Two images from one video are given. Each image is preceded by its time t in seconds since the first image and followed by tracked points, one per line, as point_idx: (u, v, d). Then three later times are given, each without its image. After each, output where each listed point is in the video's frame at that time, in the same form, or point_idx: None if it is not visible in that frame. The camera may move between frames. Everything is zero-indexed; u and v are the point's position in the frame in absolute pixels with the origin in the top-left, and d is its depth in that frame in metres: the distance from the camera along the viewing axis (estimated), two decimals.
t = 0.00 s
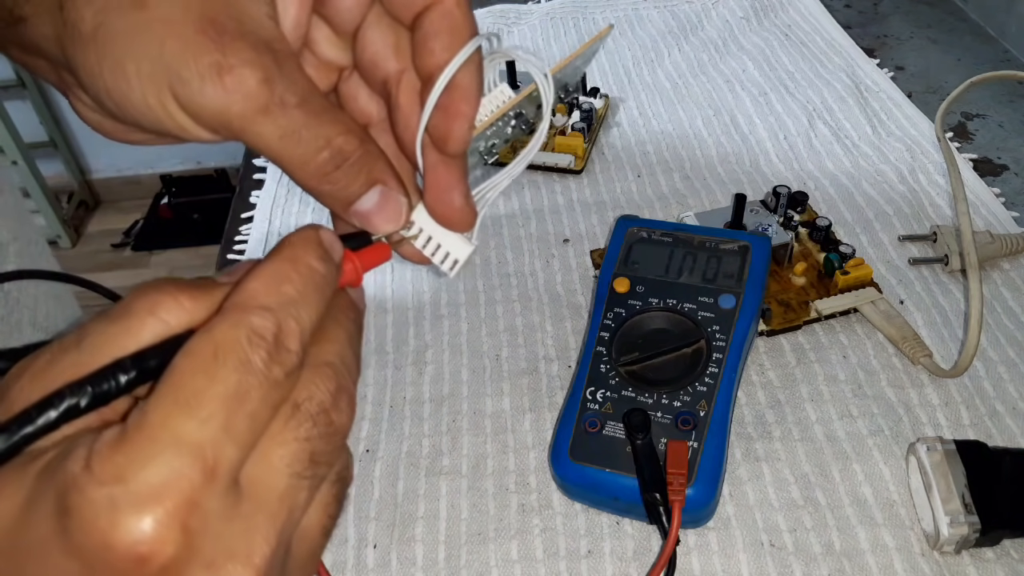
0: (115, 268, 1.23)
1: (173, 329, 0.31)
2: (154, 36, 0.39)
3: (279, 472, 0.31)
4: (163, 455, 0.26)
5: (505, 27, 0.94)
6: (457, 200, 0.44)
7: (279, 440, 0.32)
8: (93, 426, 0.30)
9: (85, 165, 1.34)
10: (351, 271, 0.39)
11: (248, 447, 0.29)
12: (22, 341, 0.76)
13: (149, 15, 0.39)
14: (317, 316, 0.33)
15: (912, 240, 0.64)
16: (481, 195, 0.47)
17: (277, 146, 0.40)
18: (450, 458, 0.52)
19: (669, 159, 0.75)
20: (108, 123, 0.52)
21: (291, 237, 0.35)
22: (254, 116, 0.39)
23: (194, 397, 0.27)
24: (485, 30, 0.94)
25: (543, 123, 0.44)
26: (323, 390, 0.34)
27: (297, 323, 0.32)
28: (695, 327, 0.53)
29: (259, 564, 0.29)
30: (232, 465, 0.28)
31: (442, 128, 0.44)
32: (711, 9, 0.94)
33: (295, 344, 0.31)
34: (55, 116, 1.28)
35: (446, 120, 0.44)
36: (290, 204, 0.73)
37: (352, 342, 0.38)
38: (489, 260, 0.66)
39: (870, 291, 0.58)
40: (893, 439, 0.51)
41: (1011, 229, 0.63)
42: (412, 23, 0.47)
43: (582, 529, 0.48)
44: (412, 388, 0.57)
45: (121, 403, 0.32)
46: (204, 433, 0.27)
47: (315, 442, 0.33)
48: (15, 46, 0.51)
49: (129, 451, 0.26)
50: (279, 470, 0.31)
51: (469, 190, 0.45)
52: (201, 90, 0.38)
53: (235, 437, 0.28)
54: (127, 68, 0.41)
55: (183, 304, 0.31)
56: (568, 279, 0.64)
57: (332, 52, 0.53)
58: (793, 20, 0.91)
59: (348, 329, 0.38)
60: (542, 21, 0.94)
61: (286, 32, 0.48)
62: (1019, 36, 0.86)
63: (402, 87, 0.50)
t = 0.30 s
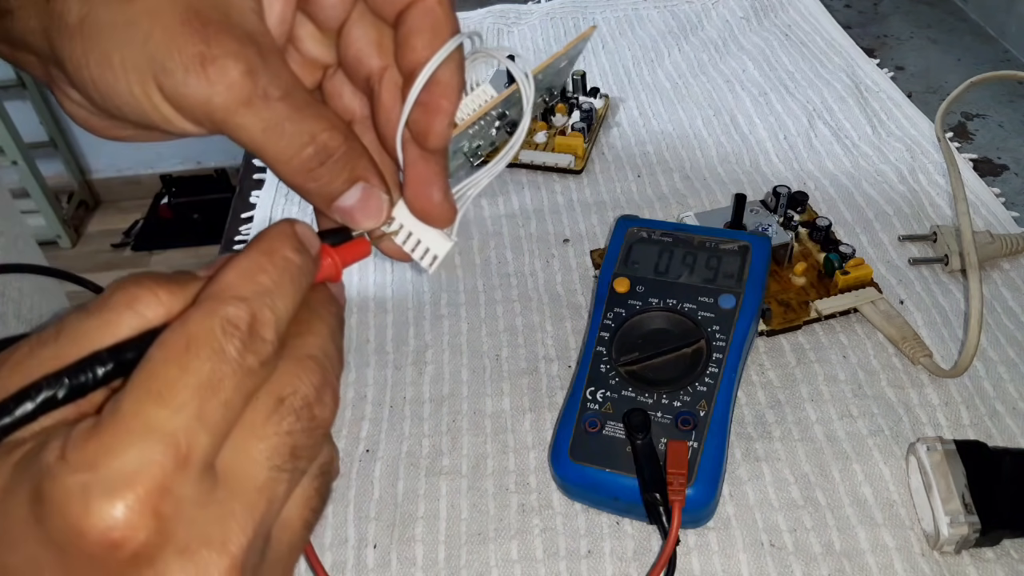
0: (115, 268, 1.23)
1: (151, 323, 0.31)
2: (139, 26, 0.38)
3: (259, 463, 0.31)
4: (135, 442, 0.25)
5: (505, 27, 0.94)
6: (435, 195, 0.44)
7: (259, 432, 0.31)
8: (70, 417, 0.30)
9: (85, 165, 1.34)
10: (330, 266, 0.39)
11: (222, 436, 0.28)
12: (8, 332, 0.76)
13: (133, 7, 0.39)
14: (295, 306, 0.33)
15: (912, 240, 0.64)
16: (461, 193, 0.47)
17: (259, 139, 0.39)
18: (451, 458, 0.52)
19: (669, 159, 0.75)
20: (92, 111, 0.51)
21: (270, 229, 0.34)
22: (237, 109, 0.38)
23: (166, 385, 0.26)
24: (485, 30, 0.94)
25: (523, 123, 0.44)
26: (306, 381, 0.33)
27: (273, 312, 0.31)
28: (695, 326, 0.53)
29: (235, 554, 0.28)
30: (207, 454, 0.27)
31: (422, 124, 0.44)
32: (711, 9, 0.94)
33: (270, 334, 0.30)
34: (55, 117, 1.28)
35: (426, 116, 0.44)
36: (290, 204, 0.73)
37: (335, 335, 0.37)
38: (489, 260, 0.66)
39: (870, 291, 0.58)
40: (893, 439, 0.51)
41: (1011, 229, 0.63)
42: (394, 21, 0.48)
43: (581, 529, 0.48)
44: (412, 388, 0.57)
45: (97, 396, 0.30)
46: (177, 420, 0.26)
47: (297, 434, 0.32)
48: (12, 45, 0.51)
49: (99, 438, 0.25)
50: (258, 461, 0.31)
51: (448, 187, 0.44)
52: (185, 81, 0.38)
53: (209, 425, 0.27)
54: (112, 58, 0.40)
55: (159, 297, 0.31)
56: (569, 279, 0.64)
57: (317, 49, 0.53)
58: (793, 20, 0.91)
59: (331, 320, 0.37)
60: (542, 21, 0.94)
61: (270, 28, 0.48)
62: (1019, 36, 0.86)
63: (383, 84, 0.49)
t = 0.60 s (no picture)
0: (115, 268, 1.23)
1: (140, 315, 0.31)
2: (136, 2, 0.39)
3: (241, 457, 0.30)
4: (112, 433, 0.25)
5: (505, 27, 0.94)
6: (433, 178, 0.44)
7: (245, 425, 0.30)
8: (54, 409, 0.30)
9: (85, 165, 1.34)
10: (324, 254, 0.38)
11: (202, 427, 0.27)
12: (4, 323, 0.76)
13: None
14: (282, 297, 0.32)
15: (912, 240, 0.64)
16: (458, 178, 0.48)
17: (258, 117, 0.39)
18: (450, 458, 0.52)
19: (669, 159, 0.75)
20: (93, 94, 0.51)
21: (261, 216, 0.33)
22: (235, 84, 0.38)
23: (147, 373, 0.26)
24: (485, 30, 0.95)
25: (520, 109, 0.46)
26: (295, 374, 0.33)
27: (261, 301, 0.30)
28: (695, 327, 0.53)
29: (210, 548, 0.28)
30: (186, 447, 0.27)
31: (420, 105, 0.44)
32: (711, 9, 0.94)
33: (257, 324, 0.30)
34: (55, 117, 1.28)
35: (425, 97, 0.44)
36: (290, 204, 0.73)
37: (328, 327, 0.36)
38: (489, 260, 0.66)
39: (870, 291, 0.58)
40: (893, 439, 0.51)
41: (1011, 229, 0.63)
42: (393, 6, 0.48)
43: (581, 529, 0.48)
44: (412, 388, 0.57)
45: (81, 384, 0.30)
46: (155, 411, 0.26)
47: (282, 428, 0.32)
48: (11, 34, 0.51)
49: (74, 428, 0.24)
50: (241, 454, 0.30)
51: (446, 171, 0.45)
52: (183, 56, 0.38)
53: (188, 417, 0.27)
54: (112, 36, 0.40)
55: (148, 288, 0.31)
56: (569, 279, 0.64)
57: (314, 36, 0.53)
58: (793, 20, 0.91)
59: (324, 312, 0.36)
60: (542, 21, 0.94)
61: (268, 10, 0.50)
62: (1019, 36, 0.86)
63: (382, 68, 0.49)
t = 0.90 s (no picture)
0: (114, 268, 1.23)
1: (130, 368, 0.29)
2: None
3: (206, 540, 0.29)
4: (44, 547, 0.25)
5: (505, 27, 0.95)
6: (434, 170, 0.44)
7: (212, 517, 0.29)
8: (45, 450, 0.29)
9: (86, 165, 1.34)
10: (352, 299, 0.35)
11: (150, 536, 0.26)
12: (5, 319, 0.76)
13: None
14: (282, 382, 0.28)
15: (912, 240, 0.64)
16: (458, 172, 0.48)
17: (260, 110, 0.39)
18: (451, 458, 0.52)
19: (669, 159, 0.75)
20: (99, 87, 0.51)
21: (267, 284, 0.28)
22: (239, 77, 0.38)
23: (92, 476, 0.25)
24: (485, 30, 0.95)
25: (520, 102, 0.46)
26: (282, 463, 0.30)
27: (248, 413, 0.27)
28: (695, 327, 0.53)
29: None
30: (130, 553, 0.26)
31: (421, 98, 0.45)
32: (711, 9, 0.94)
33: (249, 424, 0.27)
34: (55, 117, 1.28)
35: (425, 90, 0.45)
36: (290, 204, 0.73)
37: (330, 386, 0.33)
38: (489, 259, 0.66)
39: (869, 291, 0.58)
40: (893, 439, 0.51)
41: (1011, 229, 0.63)
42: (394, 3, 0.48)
43: (581, 529, 0.48)
44: (412, 388, 0.57)
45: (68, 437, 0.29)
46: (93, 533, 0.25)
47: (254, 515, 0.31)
48: (13, 29, 0.51)
49: (9, 540, 0.24)
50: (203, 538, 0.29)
51: (445, 163, 0.45)
52: (187, 48, 0.38)
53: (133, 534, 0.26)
54: (116, 29, 0.40)
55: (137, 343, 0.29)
56: (569, 279, 0.64)
57: (315, 33, 0.53)
58: (793, 20, 0.91)
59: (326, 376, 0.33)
60: (542, 21, 0.94)
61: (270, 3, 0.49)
62: (1019, 36, 0.86)
63: (382, 63, 0.49)
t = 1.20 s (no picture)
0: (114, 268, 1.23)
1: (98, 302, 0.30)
2: None
3: (182, 454, 0.25)
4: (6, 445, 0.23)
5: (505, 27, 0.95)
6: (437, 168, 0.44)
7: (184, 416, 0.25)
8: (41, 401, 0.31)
9: (86, 165, 1.34)
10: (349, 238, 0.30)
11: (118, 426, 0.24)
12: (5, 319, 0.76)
13: None
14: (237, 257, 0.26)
15: (912, 240, 0.64)
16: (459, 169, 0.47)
17: (262, 107, 0.39)
18: (450, 458, 0.52)
19: (669, 159, 0.75)
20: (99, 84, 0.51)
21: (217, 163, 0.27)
22: (240, 74, 0.38)
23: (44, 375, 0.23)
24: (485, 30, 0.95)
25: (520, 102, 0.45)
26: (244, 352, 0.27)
27: (198, 273, 0.25)
28: (695, 327, 0.53)
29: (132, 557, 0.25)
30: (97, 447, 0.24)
31: (423, 94, 0.45)
32: (711, 9, 0.94)
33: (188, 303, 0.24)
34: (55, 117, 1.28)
35: (427, 86, 0.45)
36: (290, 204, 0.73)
37: (304, 309, 0.29)
38: (489, 260, 0.66)
39: (869, 291, 0.58)
40: (893, 439, 0.51)
41: (1011, 229, 0.63)
42: None
43: (582, 529, 0.48)
44: (412, 388, 0.57)
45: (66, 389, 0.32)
46: (55, 413, 0.23)
47: (235, 419, 0.27)
48: (14, 27, 0.51)
49: None
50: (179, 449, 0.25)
51: (448, 163, 0.45)
52: (189, 44, 0.38)
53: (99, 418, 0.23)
54: (117, 26, 0.40)
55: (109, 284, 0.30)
56: (569, 279, 0.64)
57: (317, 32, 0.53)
58: (793, 20, 0.91)
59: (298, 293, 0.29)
60: (541, 21, 0.94)
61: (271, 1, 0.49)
62: (1019, 36, 0.86)
63: (384, 59, 0.49)
